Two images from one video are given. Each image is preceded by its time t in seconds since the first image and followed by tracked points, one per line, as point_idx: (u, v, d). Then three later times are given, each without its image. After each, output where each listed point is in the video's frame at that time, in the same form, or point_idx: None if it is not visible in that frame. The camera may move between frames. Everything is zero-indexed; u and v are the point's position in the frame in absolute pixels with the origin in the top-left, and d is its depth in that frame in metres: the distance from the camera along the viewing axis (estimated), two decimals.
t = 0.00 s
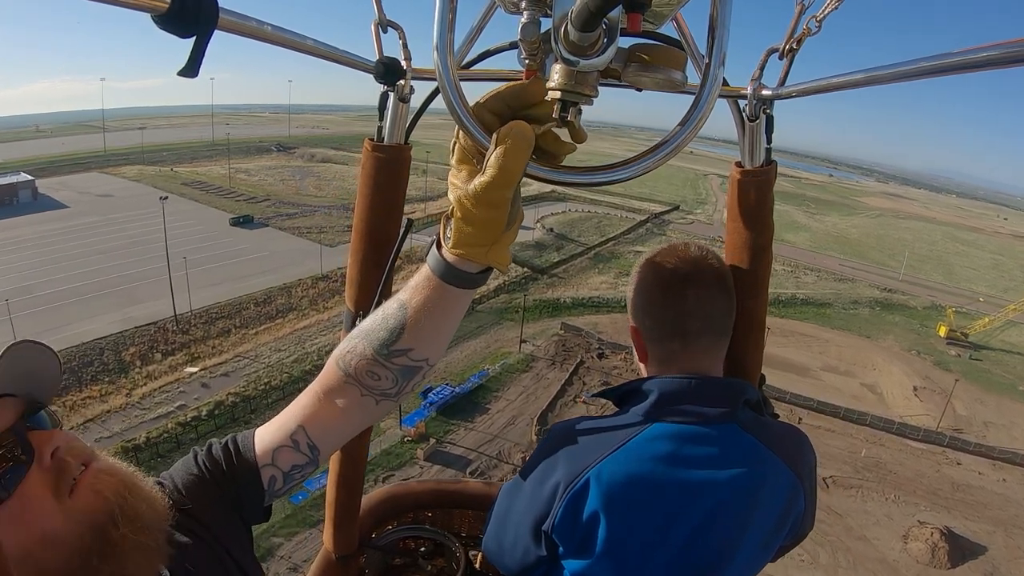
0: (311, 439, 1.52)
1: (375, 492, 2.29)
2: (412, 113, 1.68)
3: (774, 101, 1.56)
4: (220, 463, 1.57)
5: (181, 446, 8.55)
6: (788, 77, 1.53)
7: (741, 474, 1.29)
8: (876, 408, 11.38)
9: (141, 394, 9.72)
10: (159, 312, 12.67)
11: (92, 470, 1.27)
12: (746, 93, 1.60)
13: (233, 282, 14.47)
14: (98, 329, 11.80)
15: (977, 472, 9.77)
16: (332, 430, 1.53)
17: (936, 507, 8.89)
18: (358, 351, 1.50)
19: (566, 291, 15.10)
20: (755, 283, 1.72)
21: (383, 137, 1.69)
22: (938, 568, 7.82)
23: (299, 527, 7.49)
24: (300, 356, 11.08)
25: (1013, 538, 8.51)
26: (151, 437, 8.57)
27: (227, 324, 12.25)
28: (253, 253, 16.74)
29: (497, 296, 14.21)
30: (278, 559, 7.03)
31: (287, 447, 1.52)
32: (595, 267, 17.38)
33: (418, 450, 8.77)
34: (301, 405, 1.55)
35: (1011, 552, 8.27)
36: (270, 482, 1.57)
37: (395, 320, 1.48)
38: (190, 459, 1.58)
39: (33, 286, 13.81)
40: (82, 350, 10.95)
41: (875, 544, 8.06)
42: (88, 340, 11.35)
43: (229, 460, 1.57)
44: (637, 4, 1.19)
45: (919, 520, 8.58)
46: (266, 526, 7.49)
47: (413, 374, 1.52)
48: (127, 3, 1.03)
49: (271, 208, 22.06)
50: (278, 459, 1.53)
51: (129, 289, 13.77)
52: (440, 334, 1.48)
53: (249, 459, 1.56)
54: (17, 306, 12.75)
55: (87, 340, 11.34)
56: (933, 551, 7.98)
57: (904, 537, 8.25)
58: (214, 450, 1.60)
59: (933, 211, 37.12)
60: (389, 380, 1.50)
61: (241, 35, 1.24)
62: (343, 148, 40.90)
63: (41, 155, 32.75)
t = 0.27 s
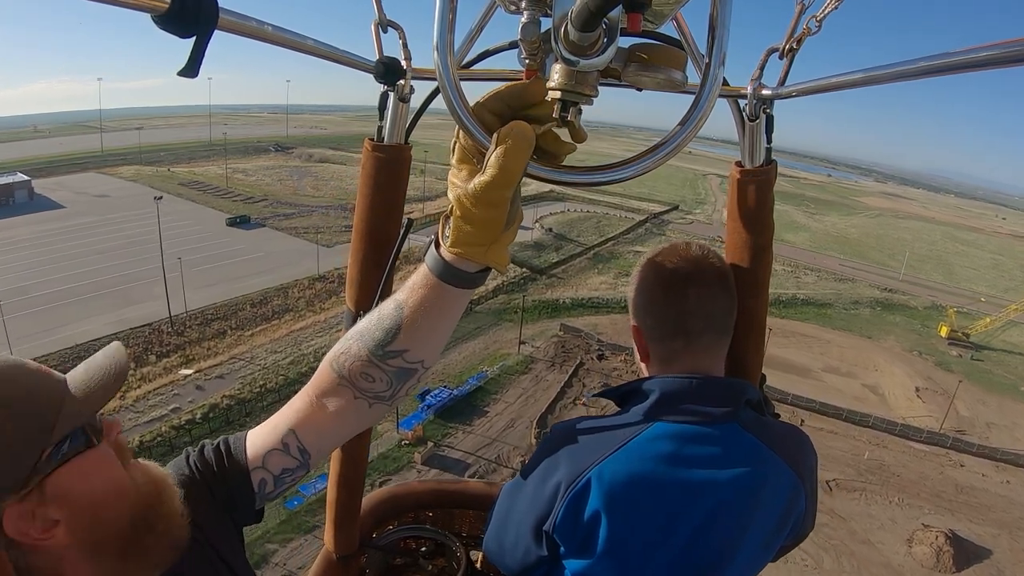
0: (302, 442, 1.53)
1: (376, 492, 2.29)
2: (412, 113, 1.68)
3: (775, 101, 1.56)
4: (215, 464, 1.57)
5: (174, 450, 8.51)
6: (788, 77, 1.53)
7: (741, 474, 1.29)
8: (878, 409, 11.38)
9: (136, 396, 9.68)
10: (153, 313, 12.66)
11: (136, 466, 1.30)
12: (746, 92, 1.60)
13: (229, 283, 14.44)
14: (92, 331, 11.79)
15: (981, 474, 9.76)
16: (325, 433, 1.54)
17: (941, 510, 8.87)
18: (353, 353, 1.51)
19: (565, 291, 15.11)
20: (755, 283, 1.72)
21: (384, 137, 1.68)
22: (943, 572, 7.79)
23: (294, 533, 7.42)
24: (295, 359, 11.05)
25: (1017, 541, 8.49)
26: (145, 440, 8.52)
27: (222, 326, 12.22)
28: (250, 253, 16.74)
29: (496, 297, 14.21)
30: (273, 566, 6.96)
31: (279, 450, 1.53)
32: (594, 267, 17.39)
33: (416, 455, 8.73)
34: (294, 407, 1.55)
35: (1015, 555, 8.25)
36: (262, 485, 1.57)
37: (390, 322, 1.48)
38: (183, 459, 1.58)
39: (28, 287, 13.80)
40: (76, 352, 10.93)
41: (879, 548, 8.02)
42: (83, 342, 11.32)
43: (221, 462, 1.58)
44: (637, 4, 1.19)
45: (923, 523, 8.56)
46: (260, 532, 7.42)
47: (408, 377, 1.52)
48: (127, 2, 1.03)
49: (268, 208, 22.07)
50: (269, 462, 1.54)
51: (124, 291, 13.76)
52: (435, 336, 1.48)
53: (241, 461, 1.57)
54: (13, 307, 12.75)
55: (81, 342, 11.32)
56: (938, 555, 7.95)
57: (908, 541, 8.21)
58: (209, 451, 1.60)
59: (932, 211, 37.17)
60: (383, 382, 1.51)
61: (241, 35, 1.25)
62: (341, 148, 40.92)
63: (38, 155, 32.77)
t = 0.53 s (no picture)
0: (300, 441, 1.53)
1: (374, 492, 2.29)
2: (412, 113, 1.68)
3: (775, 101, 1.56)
4: (214, 463, 1.57)
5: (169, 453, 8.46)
6: (788, 76, 1.53)
7: (740, 474, 1.29)
8: (879, 410, 11.37)
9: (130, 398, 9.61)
10: (148, 314, 12.63)
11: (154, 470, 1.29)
12: (747, 92, 1.61)
13: (225, 284, 14.42)
14: (86, 332, 11.74)
15: (984, 476, 9.76)
16: (324, 432, 1.54)
17: (945, 513, 8.85)
18: (352, 350, 1.51)
19: (564, 292, 15.11)
20: (755, 282, 1.72)
21: (384, 137, 1.68)
22: None
23: (289, 540, 7.36)
24: (291, 361, 11.01)
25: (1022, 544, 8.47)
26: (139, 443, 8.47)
27: (218, 327, 12.19)
28: (246, 254, 16.73)
29: (494, 298, 14.21)
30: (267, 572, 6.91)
31: (277, 449, 1.54)
32: (594, 267, 17.40)
33: (414, 459, 8.67)
34: (291, 405, 1.55)
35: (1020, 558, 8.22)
36: (260, 484, 1.57)
37: (390, 320, 1.49)
38: (182, 458, 1.58)
39: (24, 288, 13.76)
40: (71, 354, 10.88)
41: (884, 552, 7.98)
42: (77, 343, 11.27)
43: (218, 461, 1.57)
44: (637, 4, 1.19)
45: (928, 526, 8.53)
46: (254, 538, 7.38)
47: (408, 374, 1.53)
48: (126, 2, 1.03)
49: (266, 208, 22.07)
50: (266, 461, 1.55)
51: (118, 291, 13.73)
52: (434, 335, 1.49)
53: (239, 460, 1.57)
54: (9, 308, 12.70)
55: (76, 343, 11.26)
56: (942, 559, 7.92)
57: (913, 544, 8.16)
58: (208, 450, 1.60)
59: (931, 211, 37.23)
60: (383, 380, 1.51)
61: (242, 35, 1.25)
62: (340, 149, 40.91)
63: (35, 155, 32.75)
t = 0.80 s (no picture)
0: (303, 433, 1.53)
1: (373, 492, 2.29)
2: (412, 113, 1.68)
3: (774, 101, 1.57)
4: (217, 460, 1.57)
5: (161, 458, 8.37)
6: (788, 76, 1.53)
7: (738, 472, 1.29)
8: (881, 411, 11.37)
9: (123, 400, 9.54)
10: (142, 315, 12.60)
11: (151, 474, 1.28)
12: (747, 92, 1.62)
13: (221, 285, 14.40)
14: (80, 334, 11.68)
15: (988, 478, 9.75)
16: (328, 423, 1.54)
17: (949, 516, 8.82)
18: (355, 341, 1.52)
19: (564, 293, 15.11)
20: (756, 282, 1.72)
21: (384, 137, 1.69)
22: None
23: (283, 546, 7.32)
24: (287, 363, 10.95)
25: None
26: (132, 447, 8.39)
27: (213, 329, 12.15)
28: (242, 255, 16.70)
29: (493, 298, 14.22)
30: None
31: (279, 442, 1.54)
32: (593, 268, 17.40)
33: (410, 462, 8.59)
34: (293, 398, 1.55)
35: None
36: (262, 479, 1.57)
37: (395, 310, 1.50)
38: (183, 457, 1.58)
39: (19, 289, 13.72)
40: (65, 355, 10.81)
41: (888, 557, 7.93)
42: (71, 344, 11.20)
43: (219, 458, 1.58)
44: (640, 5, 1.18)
45: (932, 530, 8.50)
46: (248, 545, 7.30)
47: (415, 362, 1.54)
48: (125, 2, 1.03)
49: (263, 208, 22.05)
50: (268, 455, 1.55)
51: (112, 293, 13.69)
52: (439, 323, 1.50)
53: (240, 457, 1.57)
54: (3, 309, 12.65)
55: (69, 344, 11.19)
56: (947, 562, 7.81)
57: (917, 549, 8.10)
58: (210, 447, 1.60)
59: (930, 211, 37.26)
60: (391, 368, 1.53)
61: (241, 35, 1.25)
62: (338, 149, 40.90)
63: (32, 155, 32.72)
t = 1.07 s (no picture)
0: (311, 430, 1.53)
1: (373, 492, 2.29)
2: (412, 113, 1.68)
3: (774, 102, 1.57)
4: (222, 459, 1.56)
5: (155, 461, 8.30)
6: (788, 77, 1.54)
7: (739, 471, 1.29)
8: (883, 413, 11.36)
9: (116, 403, 9.47)
10: (137, 316, 12.56)
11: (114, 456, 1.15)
12: (746, 93, 1.62)
13: (218, 285, 14.39)
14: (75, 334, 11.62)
15: (991, 480, 9.73)
16: (335, 421, 1.54)
17: (953, 518, 8.79)
18: (362, 339, 1.52)
19: (563, 293, 15.11)
20: (756, 282, 1.73)
21: (383, 137, 1.69)
22: None
23: (279, 552, 7.23)
24: (283, 364, 10.90)
25: None
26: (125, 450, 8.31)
27: (209, 330, 12.10)
28: (239, 255, 16.67)
29: (491, 299, 14.22)
30: None
31: (287, 439, 1.53)
32: (593, 268, 17.40)
33: (408, 466, 8.51)
34: (300, 396, 1.55)
35: None
36: (270, 476, 1.57)
37: (401, 309, 1.50)
38: (190, 455, 1.57)
39: (15, 290, 13.68)
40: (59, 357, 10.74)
41: (892, 560, 7.90)
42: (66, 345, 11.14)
43: (226, 457, 1.56)
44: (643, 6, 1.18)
45: (936, 533, 8.46)
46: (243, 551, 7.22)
47: (421, 359, 1.55)
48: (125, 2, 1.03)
49: (260, 208, 22.04)
50: (276, 452, 1.54)
51: (107, 294, 13.65)
52: (444, 321, 1.51)
53: (248, 454, 1.56)
54: None
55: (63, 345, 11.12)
56: (952, 566, 7.84)
57: (922, 552, 8.07)
58: (214, 446, 1.59)
59: (930, 212, 37.31)
60: (398, 366, 1.53)
61: (241, 34, 1.25)
62: (336, 149, 40.90)
63: (29, 155, 32.68)
